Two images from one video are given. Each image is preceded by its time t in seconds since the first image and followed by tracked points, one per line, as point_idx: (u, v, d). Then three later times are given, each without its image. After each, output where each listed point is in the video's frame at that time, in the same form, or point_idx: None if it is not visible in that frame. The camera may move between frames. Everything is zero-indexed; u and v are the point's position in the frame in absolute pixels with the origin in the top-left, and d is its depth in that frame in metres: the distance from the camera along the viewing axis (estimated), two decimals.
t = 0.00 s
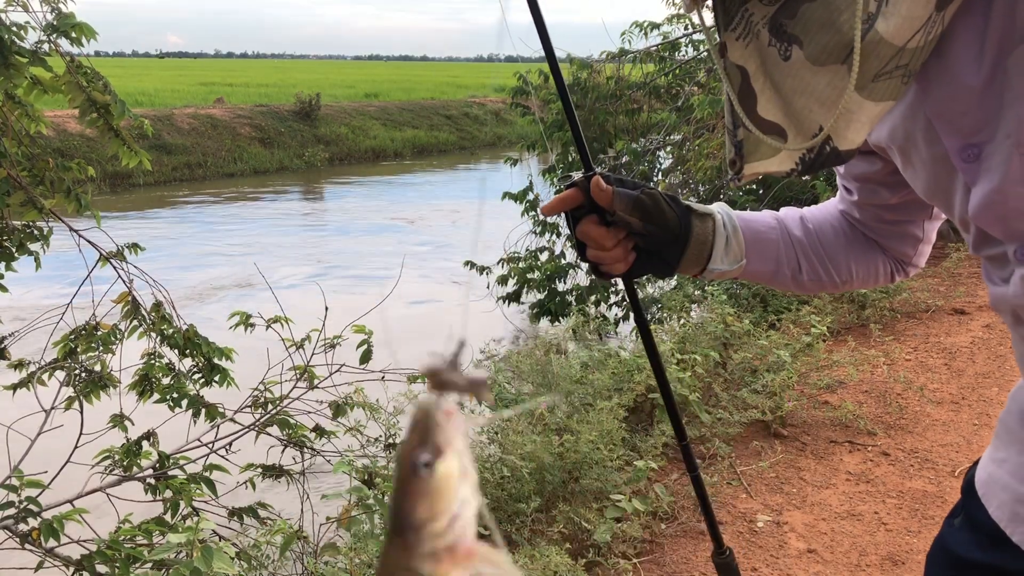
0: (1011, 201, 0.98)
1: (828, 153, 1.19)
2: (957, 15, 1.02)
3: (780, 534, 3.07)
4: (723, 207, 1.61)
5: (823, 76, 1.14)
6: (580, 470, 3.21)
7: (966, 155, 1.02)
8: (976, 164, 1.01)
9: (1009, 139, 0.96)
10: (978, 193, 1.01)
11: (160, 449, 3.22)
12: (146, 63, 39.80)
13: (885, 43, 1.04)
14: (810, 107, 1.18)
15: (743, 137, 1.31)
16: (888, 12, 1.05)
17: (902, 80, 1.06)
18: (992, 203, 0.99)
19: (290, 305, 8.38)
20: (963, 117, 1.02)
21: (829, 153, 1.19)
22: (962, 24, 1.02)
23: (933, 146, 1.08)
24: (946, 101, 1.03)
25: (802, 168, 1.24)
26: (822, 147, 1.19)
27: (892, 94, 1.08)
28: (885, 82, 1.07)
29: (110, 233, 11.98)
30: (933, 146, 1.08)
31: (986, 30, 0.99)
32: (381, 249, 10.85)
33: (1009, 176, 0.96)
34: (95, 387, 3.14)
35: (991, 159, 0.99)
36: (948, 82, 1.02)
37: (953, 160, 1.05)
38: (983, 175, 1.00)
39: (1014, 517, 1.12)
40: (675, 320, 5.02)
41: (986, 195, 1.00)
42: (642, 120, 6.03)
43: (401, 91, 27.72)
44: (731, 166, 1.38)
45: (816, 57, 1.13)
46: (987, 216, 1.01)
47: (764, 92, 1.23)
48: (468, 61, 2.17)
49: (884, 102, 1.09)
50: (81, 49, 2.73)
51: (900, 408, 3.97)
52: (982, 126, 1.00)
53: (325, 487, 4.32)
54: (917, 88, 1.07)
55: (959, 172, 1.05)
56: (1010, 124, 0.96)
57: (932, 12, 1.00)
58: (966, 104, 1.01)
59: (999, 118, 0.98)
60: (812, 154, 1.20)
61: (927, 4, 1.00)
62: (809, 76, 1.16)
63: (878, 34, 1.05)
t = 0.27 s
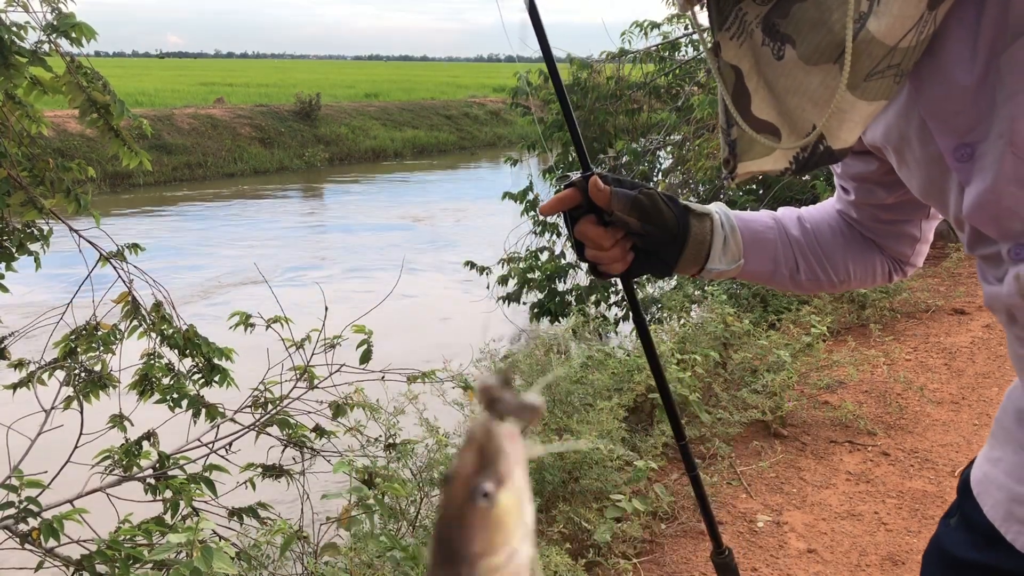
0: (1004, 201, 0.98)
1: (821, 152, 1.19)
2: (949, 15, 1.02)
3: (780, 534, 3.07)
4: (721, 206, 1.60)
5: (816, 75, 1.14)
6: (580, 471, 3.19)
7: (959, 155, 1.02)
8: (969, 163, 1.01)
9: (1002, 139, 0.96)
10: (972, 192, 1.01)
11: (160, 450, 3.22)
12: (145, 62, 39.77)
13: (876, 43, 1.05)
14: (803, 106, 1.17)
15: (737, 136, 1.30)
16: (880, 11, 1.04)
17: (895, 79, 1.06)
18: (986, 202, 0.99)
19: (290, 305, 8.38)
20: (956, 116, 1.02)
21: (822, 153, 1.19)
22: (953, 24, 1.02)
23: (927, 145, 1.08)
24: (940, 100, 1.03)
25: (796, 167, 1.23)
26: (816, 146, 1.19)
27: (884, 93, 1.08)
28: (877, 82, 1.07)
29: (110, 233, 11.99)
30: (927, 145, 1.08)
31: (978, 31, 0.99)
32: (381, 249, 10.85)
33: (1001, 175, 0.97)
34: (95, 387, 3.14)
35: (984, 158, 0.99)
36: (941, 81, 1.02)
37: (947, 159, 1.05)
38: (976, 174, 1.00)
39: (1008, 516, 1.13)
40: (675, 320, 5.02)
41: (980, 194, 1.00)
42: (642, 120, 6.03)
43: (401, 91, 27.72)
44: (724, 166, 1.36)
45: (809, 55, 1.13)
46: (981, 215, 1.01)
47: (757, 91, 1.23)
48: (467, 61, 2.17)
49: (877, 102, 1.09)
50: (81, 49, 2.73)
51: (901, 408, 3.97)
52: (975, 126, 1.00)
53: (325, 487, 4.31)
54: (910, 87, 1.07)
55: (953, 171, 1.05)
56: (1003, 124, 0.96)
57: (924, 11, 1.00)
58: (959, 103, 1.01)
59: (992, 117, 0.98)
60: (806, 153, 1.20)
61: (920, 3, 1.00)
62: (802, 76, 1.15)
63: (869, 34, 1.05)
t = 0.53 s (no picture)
0: (1004, 200, 0.98)
1: (820, 150, 1.17)
2: (947, 13, 1.03)
3: (780, 534, 3.07)
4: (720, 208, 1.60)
5: (815, 73, 1.14)
6: (580, 471, 3.21)
7: (958, 153, 1.02)
8: (968, 162, 1.01)
9: (1002, 137, 0.96)
10: (971, 191, 1.01)
11: (160, 450, 3.22)
12: (145, 62, 39.78)
13: (875, 41, 1.05)
14: (802, 104, 1.17)
15: (735, 135, 1.30)
16: (880, 10, 1.05)
17: (893, 77, 1.06)
18: (986, 200, 0.99)
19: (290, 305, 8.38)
20: (956, 115, 1.02)
21: (821, 151, 1.17)
22: (952, 22, 1.02)
23: (926, 144, 1.08)
24: (939, 99, 1.03)
25: (794, 165, 1.22)
26: (815, 144, 1.17)
27: (883, 91, 1.08)
28: (876, 80, 1.07)
29: (110, 233, 11.99)
30: (925, 144, 1.08)
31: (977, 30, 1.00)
32: (381, 249, 10.85)
33: (1001, 174, 0.97)
34: (95, 387, 3.14)
35: (984, 157, 0.99)
36: (941, 80, 1.03)
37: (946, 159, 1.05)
38: (976, 173, 1.00)
39: (1005, 517, 1.13)
40: (675, 320, 5.02)
41: (979, 193, 1.00)
42: (641, 120, 6.03)
43: (401, 90, 27.71)
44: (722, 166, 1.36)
45: (809, 54, 1.14)
46: (980, 214, 1.01)
47: (757, 89, 1.22)
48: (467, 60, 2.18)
49: (875, 100, 1.09)
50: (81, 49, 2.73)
51: (900, 408, 3.97)
52: (974, 125, 1.00)
53: (324, 487, 4.32)
54: (908, 86, 1.08)
55: (951, 170, 1.05)
56: (1002, 122, 0.96)
57: (923, 9, 1.01)
58: (959, 102, 1.01)
59: (992, 116, 0.98)
60: (804, 151, 1.19)
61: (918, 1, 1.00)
62: (801, 74, 1.16)
63: (868, 32, 1.06)
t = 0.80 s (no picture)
0: (1004, 199, 0.98)
1: (822, 148, 1.17)
2: (949, 12, 1.03)
3: (780, 534, 3.07)
4: (720, 208, 1.61)
5: (817, 71, 1.14)
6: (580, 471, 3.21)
7: (959, 153, 1.02)
8: (969, 162, 1.01)
9: (1003, 138, 0.96)
10: (972, 190, 1.01)
11: (160, 450, 3.22)
12: (145, 62, 39.85)
13: (877, 39, 1.05)
14: (804, 102, 1.18)
15: (736, 133, 1.29)
16: (882, 8, 1.05)
17: (895, 75, 1.06)
18: (986, 201, 0.99)
19: (290, 305, 8.38)
20: (957, 115, 1.02)
21: (822, 149, 1.17)
22: (954, 21, 1.02)
23: (927, 144, 1.08)
24: (940, 98, 1.03)
25: (795, 163, 1.21)
26: (816, 142, 1.17)
27: (885, 90, 1.08)
28: (878, 78, 1.07)
29: (110, 233, 11.99)
30: (927, 144, 1.08)
31: (979, 28, 0.99)
32: (382, 249, 10.85)
33: (1001, 174, 0.97)
34: (95, 387, 3.14)
35: (984, 157, 0.99)
36: (942, 79, 1.02)
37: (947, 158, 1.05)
38: (976, 173, 1.00)
39: (1005, 517, 1.13)
40: (675, 320, 5.03)
41: (979, 193, 1.00)
42: (642, 120, 6.03)
43: (402, 90, 27.71)
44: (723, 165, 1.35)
45: (811, 51, 1.14)
46: (981, 214, 1.01)
47: (758, 87, 1.22)
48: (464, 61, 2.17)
49: (877, 98, 1.09)
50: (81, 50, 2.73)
51: (900, 408, 3.97)
52: (975, 124, 1.00)
53: (324, 487, 4.32)
54: (911, 85, 1.08)
55: (952, 169, 1.05)
56: (1002, 123, 0.96)
57: (925, 7, 1.01)
58: (960, 102, 1.01)
59: (993, 115, 0.98)
60: (805, 149, 1.19)
61: None
62: (804, 71, 1.16)
63: (871, 29, 1.06)
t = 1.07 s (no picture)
0: (1006, 199, 0.98)
1: (823, 148, 1.16)
2: (950, 12, 1.02)
3: (780, 534, 3.07)
4: (721, 208, 1.61)
5: (818, 71, 1.14)
6: (580, 470, 3.22)
7: (960, 152, 1.02)
8: (970, 162, 1.01)
9: (1005, 138, 0.96)
10: (973, 190, 1.01)
11: (160, 450, 3.22)
12: (145, 62, 39.86)
13: (878, 39, 1.05)
14: (805, 102, 1.17)
15: (737, 133, 1.28)
16: (882, 8, 1.05)
17: (896, 75, 1.06)
18: (988, 200, 0.99)
19: (290, 305, 8.39)
20: (958, 114, 1.02)
21: (824, 149, 1.16)
22: (955, 21, 1.02)
23: (928, 143, 1.08)
24: (941, 97, 1.03)
25: (797, 163, 1.20)
26: (817, 142, 1.16)
27: (884, 90, 1.08)
28: (878, 78, 1.07)
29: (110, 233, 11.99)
30: (928, 144, 1.08)
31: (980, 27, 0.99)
32: (382, 249, 10.85)
33: (1003, 173, 0.97)
34: (95, 387, 3.14)
35: (986, 157, 0.99)
36: (943, 79, 1.02)
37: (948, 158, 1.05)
38: (978, 173, 1.01)
39: (1006, 518, 1.13)
40: (675, 320, 5.03)
41: (981, 193, 1.00)
42: (642, 120, 6.03)
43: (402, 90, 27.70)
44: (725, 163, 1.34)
45: (811, 51, 1.13)
46: (982, 214, 1.02)
47: (759, 87, 1.22)
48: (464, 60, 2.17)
49: (877, 99, 1.09)
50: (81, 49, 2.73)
51: (900, 408, 3.97)
52: (977, 124, 1.00)
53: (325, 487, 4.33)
54: (911, 85, 1.07)
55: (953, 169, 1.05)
56: (1004, 123, 0.96)
57: (925, 7, 1.01)
58: (961, 101, 1.01)
59: (994, 114, 0.98)
60: (807, 149, 1.18)
61: None
62: (804, 71, 1.16)
63: (872, 29, 1.06)
